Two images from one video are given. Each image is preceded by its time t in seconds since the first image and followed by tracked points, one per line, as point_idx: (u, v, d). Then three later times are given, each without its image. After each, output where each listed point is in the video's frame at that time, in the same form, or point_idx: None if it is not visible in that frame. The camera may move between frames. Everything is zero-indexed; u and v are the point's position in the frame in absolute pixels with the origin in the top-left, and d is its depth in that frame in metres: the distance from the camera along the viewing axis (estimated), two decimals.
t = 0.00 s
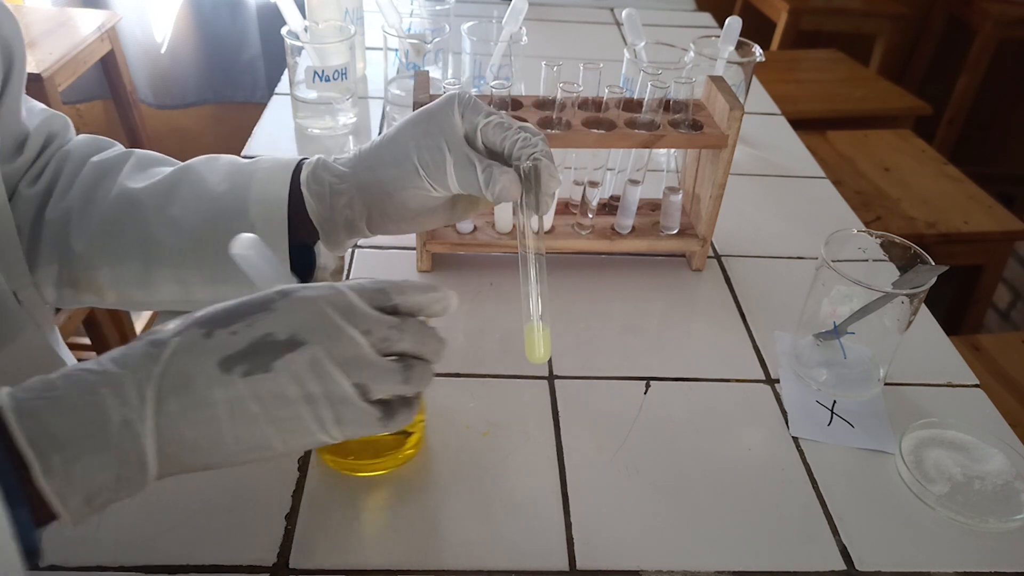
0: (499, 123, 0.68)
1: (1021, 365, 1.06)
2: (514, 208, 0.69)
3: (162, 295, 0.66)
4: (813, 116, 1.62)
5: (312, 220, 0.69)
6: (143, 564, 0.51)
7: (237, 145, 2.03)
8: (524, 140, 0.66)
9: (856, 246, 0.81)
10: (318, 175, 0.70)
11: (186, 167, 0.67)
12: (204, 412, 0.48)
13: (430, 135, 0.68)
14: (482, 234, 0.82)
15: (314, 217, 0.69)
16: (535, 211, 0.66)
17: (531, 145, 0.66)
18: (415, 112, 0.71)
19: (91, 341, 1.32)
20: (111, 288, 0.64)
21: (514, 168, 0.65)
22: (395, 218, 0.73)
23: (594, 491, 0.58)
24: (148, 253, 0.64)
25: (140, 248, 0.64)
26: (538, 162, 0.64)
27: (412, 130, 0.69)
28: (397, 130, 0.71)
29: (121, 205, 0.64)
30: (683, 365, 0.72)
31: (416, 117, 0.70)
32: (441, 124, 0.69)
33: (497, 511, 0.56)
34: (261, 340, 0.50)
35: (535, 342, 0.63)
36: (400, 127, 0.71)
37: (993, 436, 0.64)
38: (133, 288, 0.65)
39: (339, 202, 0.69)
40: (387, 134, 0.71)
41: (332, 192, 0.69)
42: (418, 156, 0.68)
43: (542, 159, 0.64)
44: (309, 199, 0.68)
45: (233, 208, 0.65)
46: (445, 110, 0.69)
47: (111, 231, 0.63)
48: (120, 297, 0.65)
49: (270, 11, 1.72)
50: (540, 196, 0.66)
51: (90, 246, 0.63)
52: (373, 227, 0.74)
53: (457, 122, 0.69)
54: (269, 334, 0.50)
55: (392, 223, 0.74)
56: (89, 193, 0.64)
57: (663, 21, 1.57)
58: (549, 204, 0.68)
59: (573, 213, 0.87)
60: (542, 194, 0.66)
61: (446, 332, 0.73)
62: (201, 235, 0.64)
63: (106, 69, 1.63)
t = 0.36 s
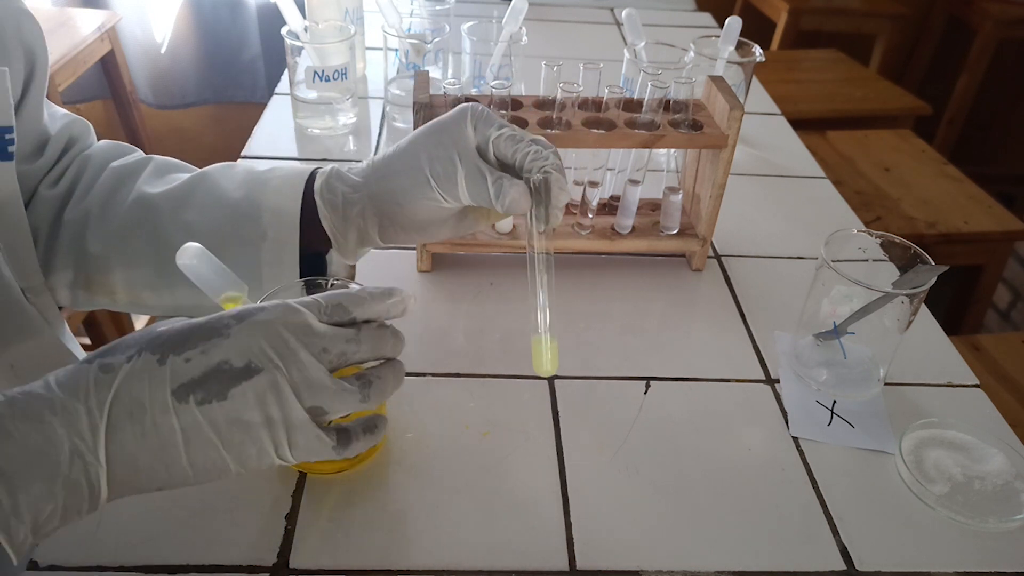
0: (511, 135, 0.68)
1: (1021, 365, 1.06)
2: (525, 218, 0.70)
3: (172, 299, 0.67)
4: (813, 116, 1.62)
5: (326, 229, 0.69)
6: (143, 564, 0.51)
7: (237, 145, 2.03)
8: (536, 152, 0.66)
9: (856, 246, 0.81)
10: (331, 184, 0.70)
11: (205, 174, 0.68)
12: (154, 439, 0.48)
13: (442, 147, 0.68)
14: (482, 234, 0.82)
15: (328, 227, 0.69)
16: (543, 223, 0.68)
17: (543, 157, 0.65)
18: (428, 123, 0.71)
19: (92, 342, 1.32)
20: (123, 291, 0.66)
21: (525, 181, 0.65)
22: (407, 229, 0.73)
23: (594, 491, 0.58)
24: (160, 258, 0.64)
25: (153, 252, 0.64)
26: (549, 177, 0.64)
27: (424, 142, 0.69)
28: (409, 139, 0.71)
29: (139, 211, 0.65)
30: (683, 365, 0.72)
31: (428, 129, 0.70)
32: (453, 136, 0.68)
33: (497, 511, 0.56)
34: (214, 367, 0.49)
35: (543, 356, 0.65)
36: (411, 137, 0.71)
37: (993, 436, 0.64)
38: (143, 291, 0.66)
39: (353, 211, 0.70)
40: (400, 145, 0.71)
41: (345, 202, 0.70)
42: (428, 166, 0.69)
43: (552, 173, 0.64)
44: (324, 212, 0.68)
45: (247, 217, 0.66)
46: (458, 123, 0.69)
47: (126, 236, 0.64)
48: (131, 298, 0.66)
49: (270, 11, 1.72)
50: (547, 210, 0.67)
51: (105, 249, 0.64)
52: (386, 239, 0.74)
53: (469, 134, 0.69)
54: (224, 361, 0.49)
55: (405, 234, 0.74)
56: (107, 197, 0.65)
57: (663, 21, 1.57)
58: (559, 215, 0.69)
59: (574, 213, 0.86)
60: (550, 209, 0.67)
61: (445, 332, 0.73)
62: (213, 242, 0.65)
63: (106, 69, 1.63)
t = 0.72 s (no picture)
0: (517, 145, 0.71)
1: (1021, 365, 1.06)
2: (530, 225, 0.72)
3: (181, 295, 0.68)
4: (813, 116, 1.62)
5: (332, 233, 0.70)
6: (142, 564, 0.51)
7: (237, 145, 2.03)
8: (542, 162, 0.69)
9: (856, 246, 0.81)
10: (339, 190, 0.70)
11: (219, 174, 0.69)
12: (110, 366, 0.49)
13: (453, 157, 0.71)
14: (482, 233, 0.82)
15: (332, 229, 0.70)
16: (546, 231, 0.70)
17: (548, 167, 0.69)
18: (438, 131, 0.73)
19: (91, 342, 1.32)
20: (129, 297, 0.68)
21: (531, 190, 0.68)
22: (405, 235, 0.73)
23: (594, 491, 0.58)
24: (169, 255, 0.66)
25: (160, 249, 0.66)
26: (554, 186, 0.68)
27: (435, 152, 0.71)
28: (419, 147, 0.73)
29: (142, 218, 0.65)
30: (683, 365, 0.72)
31: (438, 139, 0.72)
32: (463, 145, 0.71)
33: (497, 511, 0.56)
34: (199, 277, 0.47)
35: (550, 361, 0.65)
36: (422, 144, 0.73)
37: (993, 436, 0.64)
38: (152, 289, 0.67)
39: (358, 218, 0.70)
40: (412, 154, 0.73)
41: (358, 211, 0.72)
42: (439, 174, 0.71)
43: (558, 183, 0.68)
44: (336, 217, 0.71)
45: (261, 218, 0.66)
46: (467, 132, 0.71)
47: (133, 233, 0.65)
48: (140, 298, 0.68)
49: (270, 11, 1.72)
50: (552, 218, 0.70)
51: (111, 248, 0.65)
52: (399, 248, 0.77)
53: (478, 144, 0.72)
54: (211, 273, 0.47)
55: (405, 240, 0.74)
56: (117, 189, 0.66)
57: (663, 21, 1.57)
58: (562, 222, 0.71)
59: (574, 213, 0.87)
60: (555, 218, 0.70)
61: (446, 332, 0.73)
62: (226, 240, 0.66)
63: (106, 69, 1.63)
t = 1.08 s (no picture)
0: (516, 157, 0.68)
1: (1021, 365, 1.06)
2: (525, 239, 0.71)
3: (173, 304, 0.71)
4: (813, 116, 1.62)
5: (334, 243, 0.72)
6: (142, 564, 0.51)
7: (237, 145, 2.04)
8: (540, 175, 0.66)
9: (856, 246, 0.81)
10: (339, 205, 0.71)
11: (222, 186, 0.73)
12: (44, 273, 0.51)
13: (449, 168, 0.69)
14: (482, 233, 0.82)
15: (336, 243, 0.72)
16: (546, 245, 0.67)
17: (546, 180, 0.66)
18: (435, 143, 0.71)
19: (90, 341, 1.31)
20: (128, 291, 0.71)
21: (529, 204, 0.66)
22: (410, 248, 0.73)
23: (594, 492, 0.58)
24: (171, 261, 0.71)
25: (163, 255, 0.71)
26: (552, 199, 0.65)
27: (432, 164, 0.69)
28: (416, 160, 0.71)
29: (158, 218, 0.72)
30: (683, 365, 0.72)
31: (435, 150, 0.70)
32: (461, 157, 0.68)
33: (497, 511, 0.56)
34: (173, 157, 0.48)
35: (546, 374, 0.62)
36: (419, 157, 0.71)
37: (993, 436, 0.64)
38: (149, 294, 0.71)
39: (359, 230, 0.71)
40: (410, 165, 0.71)
41: (352, 222, 0.71)
42: (435, 188, 0.69)
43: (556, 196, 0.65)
44: (331, 228, 0.71)
45: (254, 231, 0.70)
46: (463, 144, 0.69)
47: (140, 240, 0.72)
48: (136, 303, 0.71)
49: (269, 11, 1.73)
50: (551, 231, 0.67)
51: (119, 251, 0.71)
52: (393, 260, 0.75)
53: (476, 156, 0.69)
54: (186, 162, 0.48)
55: (410, 253, 0.74)
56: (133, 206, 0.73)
57: (664, 21, 1.57)
58: (564, 236, 0.69)
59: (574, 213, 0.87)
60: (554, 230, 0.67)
61: (446, 332, 0.73)
62: (221, 248, 0.70)
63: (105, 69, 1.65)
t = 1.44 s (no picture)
0: (509, 143, 0.68)
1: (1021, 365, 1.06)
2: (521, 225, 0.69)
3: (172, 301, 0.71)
4: (813, 116, 1.62)
5: (331, 235, 0.72)
6: (142, 565, 0.51)
7: (237, 145, 2.04)
8: (533, 159, 0.65)
9: (856, 246, 0.81)
10: (335, 195, 0.72)
11: (221, 183, 0.73)
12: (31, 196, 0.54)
13: (443, 156, 0.69)
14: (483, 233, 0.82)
15: (332, 234, 0.72)
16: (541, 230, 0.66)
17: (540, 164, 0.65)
18: (431, 132, 0.71)
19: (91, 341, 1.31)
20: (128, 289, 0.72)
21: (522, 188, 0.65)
22: (407, 237, 0.73)
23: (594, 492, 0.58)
24: (170, 260, 0.71)
25: (162, 254, 0.72)
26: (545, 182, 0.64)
27: (426, 151, 0.69)
28: (412, 149, 0.71)
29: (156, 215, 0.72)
30: (683, 365, 0.72)
31: (429, 138, 0.70)
32: (454, 144, 0.69)
33: (497, 511, 0.56)
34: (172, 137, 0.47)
35: (542, 361, 0.64)
36: (415, 146, 0.71)
37: (993, 436, 0.64)
38: (148, 292, 0.71)
39: (355, 220, 0.71)
40: (405, 154, 0.71)
41: (348, 212, 0.71)
42: (429, 175, 0.69)
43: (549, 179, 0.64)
44: (328, 219, 0.71)
45: (252, 229, 0.71)
46: (458, 132, 0.69)
47: (139, 238, 0.72)
48: (136, 300, 0.72)
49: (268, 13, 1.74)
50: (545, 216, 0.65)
51: (118, 248, 0.72)
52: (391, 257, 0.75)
53: (470, 143, 0.69)
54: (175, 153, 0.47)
55: (408, 243, 0.74)
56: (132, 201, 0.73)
57: (663, 21, 1.57)
58: (556, 222, 0.68)
59: (574, 213, 0.87)
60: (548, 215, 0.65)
61: (446, 332, 0.73)
62: (221, 247, 0.70)
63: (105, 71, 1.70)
